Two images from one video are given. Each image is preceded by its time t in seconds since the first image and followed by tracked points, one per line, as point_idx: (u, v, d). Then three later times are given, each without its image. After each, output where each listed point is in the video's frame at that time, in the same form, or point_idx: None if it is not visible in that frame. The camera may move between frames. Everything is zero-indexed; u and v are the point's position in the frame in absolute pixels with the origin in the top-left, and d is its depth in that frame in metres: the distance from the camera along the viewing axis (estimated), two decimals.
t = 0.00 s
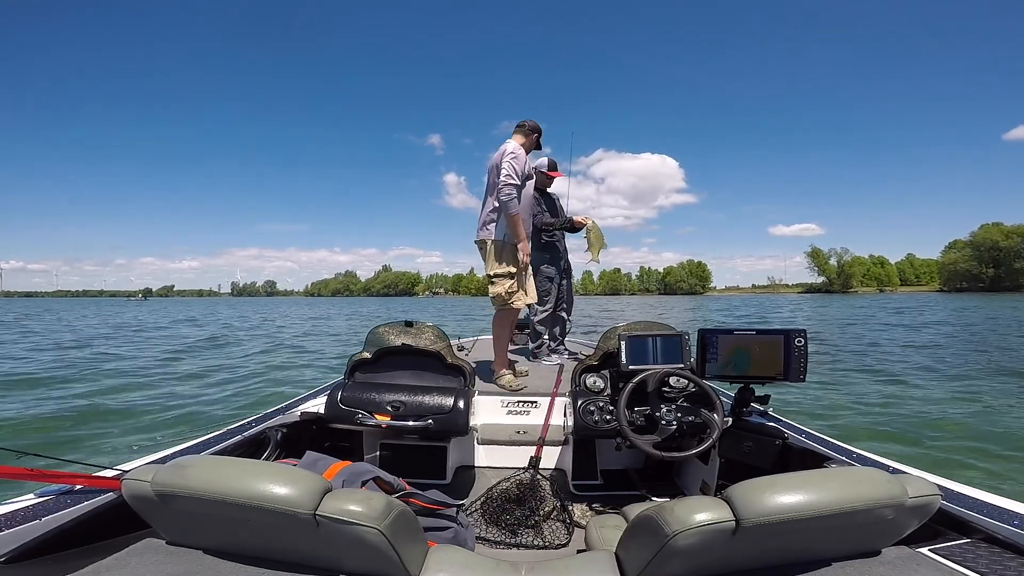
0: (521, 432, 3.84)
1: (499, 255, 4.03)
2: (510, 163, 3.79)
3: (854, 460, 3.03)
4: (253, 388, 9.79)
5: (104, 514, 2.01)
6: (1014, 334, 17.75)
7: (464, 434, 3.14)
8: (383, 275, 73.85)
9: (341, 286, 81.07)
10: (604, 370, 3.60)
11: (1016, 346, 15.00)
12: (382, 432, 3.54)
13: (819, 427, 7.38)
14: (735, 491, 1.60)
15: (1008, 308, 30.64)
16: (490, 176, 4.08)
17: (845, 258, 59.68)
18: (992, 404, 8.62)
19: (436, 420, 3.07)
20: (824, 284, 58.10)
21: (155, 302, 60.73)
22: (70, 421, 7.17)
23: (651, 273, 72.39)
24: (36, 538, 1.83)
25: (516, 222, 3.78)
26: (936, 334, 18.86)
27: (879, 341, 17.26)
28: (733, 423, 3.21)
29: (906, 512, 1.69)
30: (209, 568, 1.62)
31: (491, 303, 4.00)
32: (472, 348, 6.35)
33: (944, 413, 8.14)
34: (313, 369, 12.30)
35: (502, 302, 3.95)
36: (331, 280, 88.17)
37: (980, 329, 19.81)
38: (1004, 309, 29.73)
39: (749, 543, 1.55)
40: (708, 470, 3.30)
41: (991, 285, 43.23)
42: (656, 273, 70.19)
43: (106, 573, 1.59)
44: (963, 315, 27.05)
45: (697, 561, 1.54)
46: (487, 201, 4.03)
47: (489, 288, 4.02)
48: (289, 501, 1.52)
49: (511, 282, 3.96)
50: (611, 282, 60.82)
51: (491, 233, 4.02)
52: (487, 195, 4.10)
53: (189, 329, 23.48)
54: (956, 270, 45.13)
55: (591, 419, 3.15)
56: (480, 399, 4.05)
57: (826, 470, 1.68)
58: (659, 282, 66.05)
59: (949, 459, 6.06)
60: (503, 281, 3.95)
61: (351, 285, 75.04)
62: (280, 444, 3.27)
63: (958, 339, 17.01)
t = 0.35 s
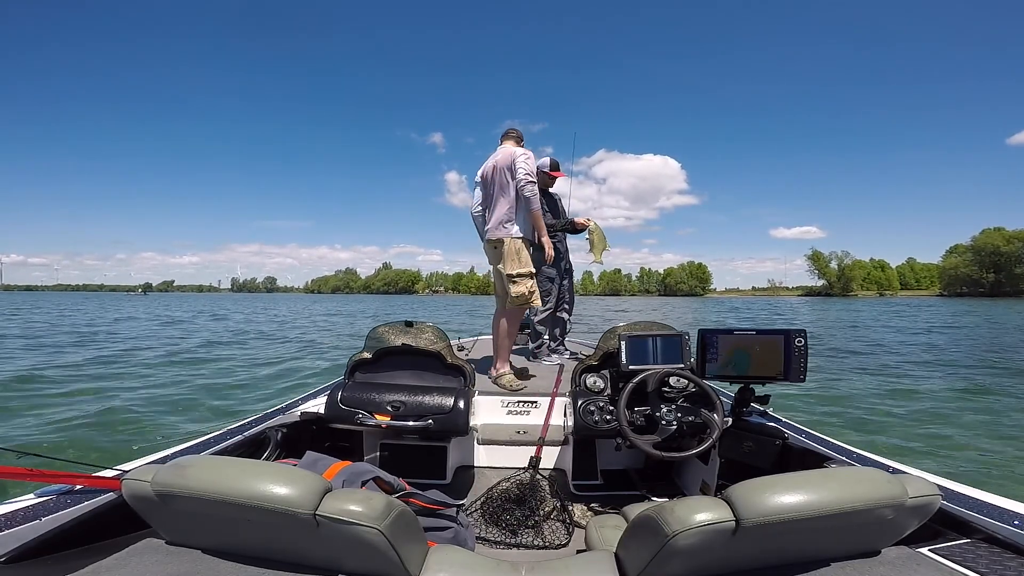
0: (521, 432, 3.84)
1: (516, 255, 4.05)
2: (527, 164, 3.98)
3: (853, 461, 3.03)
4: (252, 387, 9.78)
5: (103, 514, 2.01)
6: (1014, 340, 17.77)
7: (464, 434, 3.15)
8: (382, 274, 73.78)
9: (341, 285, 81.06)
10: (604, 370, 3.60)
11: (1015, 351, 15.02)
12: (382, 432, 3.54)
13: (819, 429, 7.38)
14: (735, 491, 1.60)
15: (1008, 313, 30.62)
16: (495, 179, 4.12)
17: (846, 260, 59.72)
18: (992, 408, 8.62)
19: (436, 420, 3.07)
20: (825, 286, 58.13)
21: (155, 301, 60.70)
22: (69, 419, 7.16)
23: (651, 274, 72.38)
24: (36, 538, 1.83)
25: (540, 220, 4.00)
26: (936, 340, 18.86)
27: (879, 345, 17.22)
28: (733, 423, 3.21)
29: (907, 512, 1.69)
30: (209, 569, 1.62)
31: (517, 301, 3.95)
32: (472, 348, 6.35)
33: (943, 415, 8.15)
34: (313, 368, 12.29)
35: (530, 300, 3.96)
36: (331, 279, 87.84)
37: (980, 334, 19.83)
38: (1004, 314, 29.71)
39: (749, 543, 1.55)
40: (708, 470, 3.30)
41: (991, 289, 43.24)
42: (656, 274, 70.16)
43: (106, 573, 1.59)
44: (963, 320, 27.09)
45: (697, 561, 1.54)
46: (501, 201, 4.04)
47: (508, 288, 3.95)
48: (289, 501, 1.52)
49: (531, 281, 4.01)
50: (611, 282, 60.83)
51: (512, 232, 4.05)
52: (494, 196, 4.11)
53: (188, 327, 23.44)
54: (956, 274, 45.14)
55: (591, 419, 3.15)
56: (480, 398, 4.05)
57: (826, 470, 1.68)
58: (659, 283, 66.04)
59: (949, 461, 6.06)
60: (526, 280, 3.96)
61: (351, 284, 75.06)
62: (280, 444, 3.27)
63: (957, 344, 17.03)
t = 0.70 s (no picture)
0: (521, 432, 3.85)
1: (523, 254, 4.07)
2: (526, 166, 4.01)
3: (853, 461, 3.03)
4: (252, 386, 9.78)
5: (103, 514, 2.01)
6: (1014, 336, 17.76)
7: (464, 433, 3.15)
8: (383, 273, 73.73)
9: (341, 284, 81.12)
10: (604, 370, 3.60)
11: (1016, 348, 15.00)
12: (382, 432, 3.54)
13: (819, 428, 7.37)
14: (735, 491, 1.60)
15: (1009, 310, 30.58)
16: (490, 180, 4.10)
17: (846, 258, 59.70)
18: (992, 405, 8.61)
19: (436, 420, 3.07)
20: (825, 285, 58.11)
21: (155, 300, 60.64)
22: (69, 419, 7.15)
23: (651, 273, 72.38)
24: (36, 538, 1.83)
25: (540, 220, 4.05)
26: (936, 337, 18.85)
27: (880, 342, 17.18)
28: (733, 423, 3.21)
29: (906, 512, 1.69)
30: (209, 569, 1.62)
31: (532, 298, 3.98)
32: (472, 347, 6.35)
33: (943, 413, 8.15)
34: (313, 367, 12.28)
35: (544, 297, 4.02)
36: (331, 278, 87.83)
37: (981, 331, 19.79)
38: (1005, 311, 29.69)
39: (749, 543, 1.55)
40: (707, 470, 3.30)
41: (992, 287, 43.20)
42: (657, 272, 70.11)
43: (107, 573, 1.59)
44: (964, 317, 27.07)
45: (697, 561, 1.54)
46: (501, 202, 4.02)
47: (520, 285, 3.97)
48: (288, 501, 1.52)
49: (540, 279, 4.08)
50: (611, 281, 60.83)
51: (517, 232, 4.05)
52: (491, 198, 4.09)
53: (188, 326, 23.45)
54: (957, 271, 45.11)
55: (591, 419, 3.15)
56: (480, 399, 4.06)
57: (826, 470, 1.68)
58: (659, 282, 66.05)
59: (949, 459, 6.05)
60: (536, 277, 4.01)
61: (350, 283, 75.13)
62: (280, 444, 3.27)
63: (958, 341, 17.02)
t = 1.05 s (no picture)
0: (521, 432, 3.85)
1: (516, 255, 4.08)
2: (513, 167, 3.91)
3: (854, 460, 3.03)
4: (252, 386, 9.78)
5: (103, 513, 2.01)
6: (1015, 335, 17.74)
7: (464, 433, 3.14)
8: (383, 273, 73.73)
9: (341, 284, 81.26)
10: (604, 370, 3.60)
11: (1017, 346, 14.98)
12: (382, 432, 3.54)
13: (820, 427, 7.37)
14: (735, 492, 1.60)
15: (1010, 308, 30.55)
16: (485, 180, 4.13)
17: (846, 257, 59.70)
18: (993, 403, 8.60)
19: (436, 420, 3.08)
20: (825, 284, 58.07)
21: (156, 301, 60.68)
22: (68, 420, 7.15)
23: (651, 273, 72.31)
24: (36, 538, 1.83)
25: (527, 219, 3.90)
26: (937, 335, 18.84)
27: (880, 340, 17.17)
28: (733, 423, 3.21)
29: (906, 512, 1.69)
30: (209, 569, 1.62)
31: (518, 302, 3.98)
32: (472, 347, 6.36)
33: (944, 412, 8.14)
34: (313, 367, 12.29)
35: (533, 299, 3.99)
36: (331, 278, 87.87)
37: (982, 329, 19.77)
38: (1006, 309, 29.67)
39: (749, 543, 1.55)
40: (707, 470, 3.30)
41: (993, 285, 43.16)
42: (657, 272, 70.09)
43: (107, 573, 1.59)
44: (965, 314, 27.05)
45: (697, 560, 1.54)
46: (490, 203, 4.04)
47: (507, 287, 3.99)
48: (289, 501, 1.52)
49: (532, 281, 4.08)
50: (611, 281, 60.82)
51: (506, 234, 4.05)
52: (484, 198, 4.13)
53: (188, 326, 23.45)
54: (957, 270, 45.08)
55: (591, 419, 3.15)
56: (479, 399, 4.06)
57: (826, 470, 1.68)
58: (660, 281, 66.09)
59: (949, 458, 6.05)
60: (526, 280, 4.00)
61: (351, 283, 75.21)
62: (280, 444, 3.28)
63: (959, 339, 17.00)
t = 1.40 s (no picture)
0: (521, 432, 3.85)
1: (502, 254, 4.02)
2: (485, 166, 3.85)
3: (854, 461, 3.03)
4: (252, 387, 9.78)
5: (103, 513, 2.01)
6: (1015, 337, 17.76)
7: (464, 433, 3.15)
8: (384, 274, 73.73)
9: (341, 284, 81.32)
10: (605, 371, 3.60)
11: (1017, 349, 14.99)
12: (382, 432, 3.53)
13: (819, 427, 7.39)
14: (735, 491, 1.60)
15: (1010, 311, 30.57)
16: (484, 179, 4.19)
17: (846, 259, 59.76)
18: (992, 404, 8.62)
19: (436, 420, 3.08)
20: (826, 285, 58.09)
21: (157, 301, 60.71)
22: (69, 420, 7.15)
23: (651, 274, 72.31)
24: (36, 538, 1.83)
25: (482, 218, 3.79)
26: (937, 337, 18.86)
27: (880, 342, 17.20)
28: (733, 423, 3.21)
29: (907, 512, 1.69)
30: (209, 569, 1.62)
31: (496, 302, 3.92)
32: (472, 347, 6.37)
33: (944, 413, 8.15)
34: (314, 368, 12.30)
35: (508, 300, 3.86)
36: (331, 279, 87.88)
37: (982, 332, 19.78)
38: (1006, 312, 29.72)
39: (749, 543, 1.55)
40: (708, 470, 3.30)
41: (993, 287, 43.19)
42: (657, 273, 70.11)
43: (107, 573, 1.59)
44: (966, 317, 27.08)
45: (697, 560, 1.54)
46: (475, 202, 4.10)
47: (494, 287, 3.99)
48: (289, 501, 1.52)
49: (517, 281, 3.95)
50: (611, 282, 60.83)
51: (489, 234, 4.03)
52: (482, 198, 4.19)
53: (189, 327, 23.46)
54: (958, 272, 45.12)
55: (591, 419, 3.15)
56: (480, 399, 4.06)
57: (826, 470, 1.68)
58: (660, 283, 66.16)
59: (949, 459, 6.05)
60: (509, 279, 3.91)
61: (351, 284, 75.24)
62: (280, 445, 3.28)
63: (959, 342, 17.03)
